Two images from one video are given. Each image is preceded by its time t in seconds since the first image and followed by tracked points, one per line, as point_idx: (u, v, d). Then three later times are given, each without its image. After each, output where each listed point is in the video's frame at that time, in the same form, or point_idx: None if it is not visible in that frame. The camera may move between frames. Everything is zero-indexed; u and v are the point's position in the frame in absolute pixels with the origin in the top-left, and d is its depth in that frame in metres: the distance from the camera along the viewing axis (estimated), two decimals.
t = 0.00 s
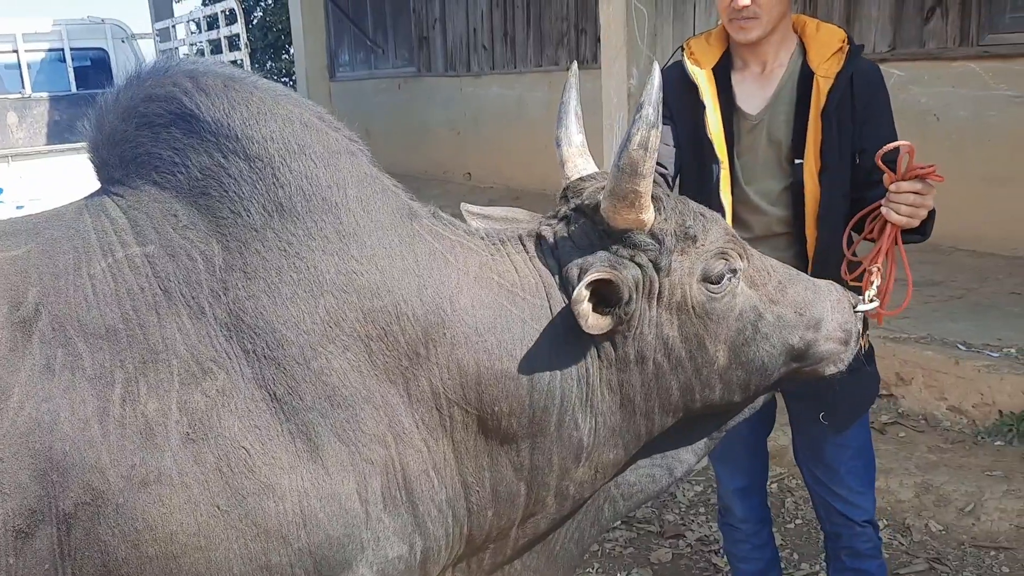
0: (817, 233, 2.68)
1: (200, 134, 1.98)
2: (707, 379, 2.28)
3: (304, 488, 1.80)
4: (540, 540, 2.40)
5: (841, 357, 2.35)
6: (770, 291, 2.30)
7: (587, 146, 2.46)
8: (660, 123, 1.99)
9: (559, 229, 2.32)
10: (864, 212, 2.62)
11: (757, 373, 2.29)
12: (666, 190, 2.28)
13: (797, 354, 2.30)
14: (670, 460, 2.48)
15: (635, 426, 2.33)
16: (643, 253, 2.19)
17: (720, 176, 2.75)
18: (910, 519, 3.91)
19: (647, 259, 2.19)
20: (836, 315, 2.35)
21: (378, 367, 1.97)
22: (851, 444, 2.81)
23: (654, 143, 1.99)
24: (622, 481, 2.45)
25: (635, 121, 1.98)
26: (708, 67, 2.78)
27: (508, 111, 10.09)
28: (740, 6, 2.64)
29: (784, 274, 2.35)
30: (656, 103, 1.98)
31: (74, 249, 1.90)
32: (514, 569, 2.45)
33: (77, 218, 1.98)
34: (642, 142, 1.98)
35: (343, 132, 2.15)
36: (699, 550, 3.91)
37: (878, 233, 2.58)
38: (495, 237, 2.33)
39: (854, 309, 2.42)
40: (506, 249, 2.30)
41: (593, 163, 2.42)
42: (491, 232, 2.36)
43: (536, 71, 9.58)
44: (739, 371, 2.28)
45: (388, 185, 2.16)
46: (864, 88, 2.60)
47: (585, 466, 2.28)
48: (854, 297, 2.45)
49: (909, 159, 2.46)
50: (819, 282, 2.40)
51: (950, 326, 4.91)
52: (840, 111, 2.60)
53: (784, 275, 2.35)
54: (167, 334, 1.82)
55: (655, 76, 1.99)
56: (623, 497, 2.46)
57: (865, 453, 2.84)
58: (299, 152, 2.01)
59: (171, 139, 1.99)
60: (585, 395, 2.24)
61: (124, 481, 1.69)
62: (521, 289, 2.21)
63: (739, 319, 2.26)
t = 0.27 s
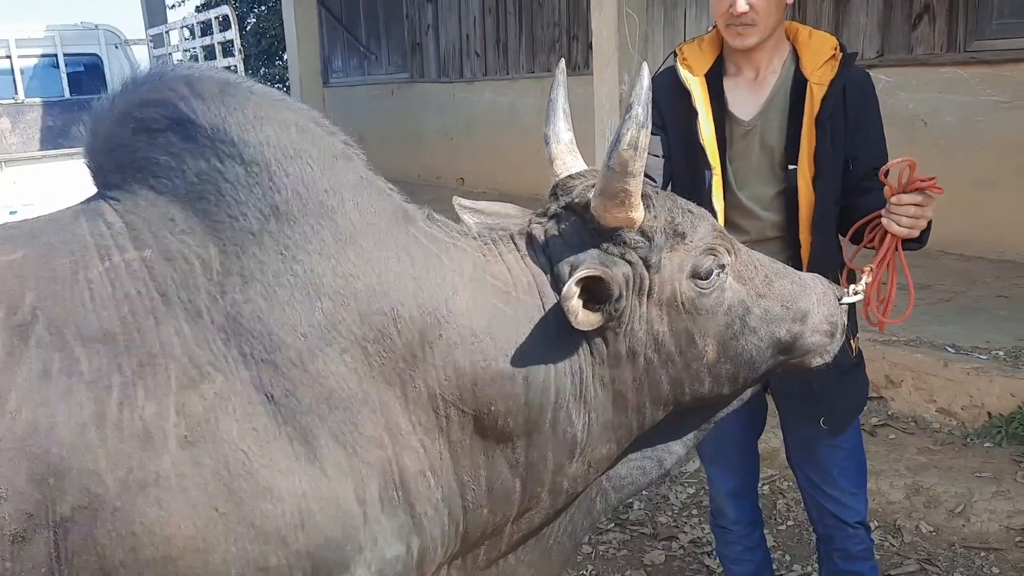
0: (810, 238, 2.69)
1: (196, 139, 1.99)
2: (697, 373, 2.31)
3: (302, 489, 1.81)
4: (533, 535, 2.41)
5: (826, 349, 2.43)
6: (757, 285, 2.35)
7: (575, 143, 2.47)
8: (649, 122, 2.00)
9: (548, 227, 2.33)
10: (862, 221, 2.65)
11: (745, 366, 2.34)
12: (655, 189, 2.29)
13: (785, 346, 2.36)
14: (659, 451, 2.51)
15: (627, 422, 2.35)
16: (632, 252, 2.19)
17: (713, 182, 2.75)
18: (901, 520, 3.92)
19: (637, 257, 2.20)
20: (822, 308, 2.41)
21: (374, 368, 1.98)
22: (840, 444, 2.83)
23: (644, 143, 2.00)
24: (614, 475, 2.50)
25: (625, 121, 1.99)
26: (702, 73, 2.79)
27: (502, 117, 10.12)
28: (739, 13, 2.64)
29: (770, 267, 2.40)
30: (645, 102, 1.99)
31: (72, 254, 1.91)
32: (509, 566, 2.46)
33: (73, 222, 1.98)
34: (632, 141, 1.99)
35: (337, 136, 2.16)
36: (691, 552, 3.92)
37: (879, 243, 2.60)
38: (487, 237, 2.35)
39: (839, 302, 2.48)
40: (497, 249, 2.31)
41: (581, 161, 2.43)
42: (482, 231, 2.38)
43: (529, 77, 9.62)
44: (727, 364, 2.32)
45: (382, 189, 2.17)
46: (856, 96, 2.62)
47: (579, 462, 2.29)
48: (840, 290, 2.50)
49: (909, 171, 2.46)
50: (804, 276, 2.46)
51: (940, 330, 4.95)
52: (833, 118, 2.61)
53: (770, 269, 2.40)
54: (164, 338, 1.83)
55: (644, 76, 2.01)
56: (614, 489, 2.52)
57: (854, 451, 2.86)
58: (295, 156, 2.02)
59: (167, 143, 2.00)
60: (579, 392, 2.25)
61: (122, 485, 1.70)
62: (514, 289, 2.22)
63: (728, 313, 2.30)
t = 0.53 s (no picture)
0: (806, 241, 2.70)
1: (189, 143, 1.99)
2: (686, 370, 2.30)
3: (298, 493, 1.81)
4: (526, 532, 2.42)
5: (814, 345, 2.39)
6: (745, 281, 2.32)
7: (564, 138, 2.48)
8: (638, 121, 2.01)
9: (538, 224, 2.33)
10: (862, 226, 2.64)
11: (734, 363, 2.31)
12: (644, 186, 2.29)
13: (772, 342, 2.33)
14: (649, 447, 2.50)
15: (618, 419, 2.36)
16: (622, 250, 2.19)
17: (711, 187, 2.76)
18: (896, 525, 3.96)
19: (627, 255, 2.19)
20: (809, 304, 2.38)
21: (368, 370, 1.98)
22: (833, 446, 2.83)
23: (633, 142, 2.01)
24: (605, 470, 2.49)
25: (614, 121, 2.00)
26: (699, 77, 2.79)
27: (496, 121, 10.13)
28: (736, 18, 2.65)
29: (758, 264, 2.37)
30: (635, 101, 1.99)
31: (65, 258, 1.90)
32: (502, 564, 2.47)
33: (66, 226, 1.98)
34: (620, 140, 2.00)
35: (329, 138, 2.15)
36: (687, 558, 3.92)
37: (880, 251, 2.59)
38: (478, 236, 2.35)
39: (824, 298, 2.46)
40: (487, 247, 2.31)
41: (571, 157, 2.44)
42: (473, 231, 2.38)
43: (523, 81, 9.63)
44: (716, 361, 2.30)
45: (376, 191, 2.17)
46: (853, 102, 2.64)
47: (571, 460, 2.29)
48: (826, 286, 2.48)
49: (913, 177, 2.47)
50: (791, 272, 2.43)
51: (933, 334, 4.97)
52: (830, 124, 2.62)
53: (758, 265, 2.36)
54: (158, 341, 1.82)
55: (634, 75, 2.01)
56: (605, 485, 2.50)
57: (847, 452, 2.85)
58: (288, 159, 2.02)
59: (159, 148, 2.00)
60: (570, 390, 2.25)
61: (117, 489, 1.70)
62: (507, 288, 2.22)
63: (716, 311, 2.28)
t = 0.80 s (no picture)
0: (804, 245, 2.71)
1: (188, 148, 1.99)
2: (681, 370, 2.30)
3: (300, 496, 1.81)
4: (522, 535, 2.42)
5: (809, 347, 2.38)
6: (740, 283, 2.32)
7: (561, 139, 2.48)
8: (634, 123, 2.01)
9: (535, 225, 2.34)
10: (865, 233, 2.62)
11: (729, 364, 2.32)
12: (640, 187, 2.30)
13: (767, 345, 2.33)
14: (644, 448, 2.50)
15: (615, 420, 2.36)
16: (618, 250, 2.20)
17: (707, 192, 2.78)
18: (894, 529, 3.97)
19: (622, 256, 2.20)
20: (804, 305, 2.37)
21: (368, 373, 1.98)
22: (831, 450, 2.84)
23: (628, 144, 2.02)
24: (600, 471, 2.48)
25: (610, 123, 2.01)
26: (699, 80, 2.81)
27: (492, 124, 10.14)
28: (740, 21, 2.67)
29: (754, 266, 2.37)
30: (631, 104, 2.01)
31: (65, 262, 1.90)
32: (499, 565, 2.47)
33: (65, 230, 1.98)
34: (616, 142, 2.00)
35: (328, 141, 2.15)
36: (685, 562, 3.92)
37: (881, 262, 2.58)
38: (475, 237, 2.36)
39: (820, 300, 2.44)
40: (485, 248, 2.32)
41: (568, 158, 2.44)
42: (470, 233, 2.39)
43: (519, 84, 9.63)
44: (710, 362, 2.30)
45: (375, 194, 2.17)
46: (852, 107, 2.65)
47: (569, 460, 2.30)
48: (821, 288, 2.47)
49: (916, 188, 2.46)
50: (786, 273, 2.41)
51: (930, 338, 4.98)
52: (829, 127, 2.63)
53: (753, 268, 2.36)
54: (158, 345, 1.82)
55: (630, 77, 2.03)
56: (601, 486, 2.50)
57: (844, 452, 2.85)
58: (287, 163, 2.02)
59: (158, 152, 1.99)
60: (567, 391, 2.25)
61: (118, 493, 1.70)
62: (505, 290, 2.23)
63: (711, 312, 2.28)
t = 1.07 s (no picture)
0: (811, 251, 2.72)
1: (195, 153, 1.99)
2: (682, 378, 2.31)
3: (305, 500, 1.81)
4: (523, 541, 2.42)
5: (809, 357, 2.38)
6: (742, 291, 2.33)
7: (564, 146, 2.49)
8: (637, 131, 2.02)
9: (538, 230, 2.35)
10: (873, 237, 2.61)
11: (730, 372, 2.32)
12: (643, 194, 2.31)
13: (768, 354, 2.33)
14: (644, 455, 2.50)
15: (616, 426, 2.37)
16: (620, 257, 2.21)
17: (715, 197, 2.78)
18: (896, 536, 3.98)
19: (623, 262, 2.21)
20: (803, 315, 2.37)
21: (372, 378, 1.98)
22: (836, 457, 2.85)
23: (632, 151, 2.03)
24: (600, 477, 2.48)
25: (614, 130, 2.02)
26: (705, 85, 2.83)
27: (492, 130, 10.15)
28: (749, 26, 2.67)
29: (755, 275, 2.37)
30: (635, 110, 2.01)
31: (71, 266, 1.91)
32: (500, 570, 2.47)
33: (71, 234, 1.99)
34: (620, 149, 2.01)
35: (332, 146, 2.16)
36: (686, 569, 3.92)
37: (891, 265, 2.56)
38: (477, 243, 2.36)
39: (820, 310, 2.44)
40: (488, 253, 2.33)
41: (572, 165, 2.45)
42: (472, 238, 2.39)
43: (519, 89, 9.65)
44: (711, 370, 2.31)
45: (379, 200, 2.18)
46: (859, 113, 2.67)
47: (570, 466, 2.30)
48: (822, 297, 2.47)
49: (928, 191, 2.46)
50: (787, 283, 2.42)
51: (930, 344, 4.99)
52: (835, 134, 2.66)
53: (755, 276, 2.37)
54: (164, 350, 1.82)
55: (635, 85, 2.04)
56: (601, 493, 2.49)
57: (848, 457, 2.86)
58: (293, 168, 2.02)
59: (165, 157, 2.00)
60: (569, 397, 2.26)
61: (123, 497, 1.70)
62: (507, 296, 2.23)
63: (712, 320, 2.29)
